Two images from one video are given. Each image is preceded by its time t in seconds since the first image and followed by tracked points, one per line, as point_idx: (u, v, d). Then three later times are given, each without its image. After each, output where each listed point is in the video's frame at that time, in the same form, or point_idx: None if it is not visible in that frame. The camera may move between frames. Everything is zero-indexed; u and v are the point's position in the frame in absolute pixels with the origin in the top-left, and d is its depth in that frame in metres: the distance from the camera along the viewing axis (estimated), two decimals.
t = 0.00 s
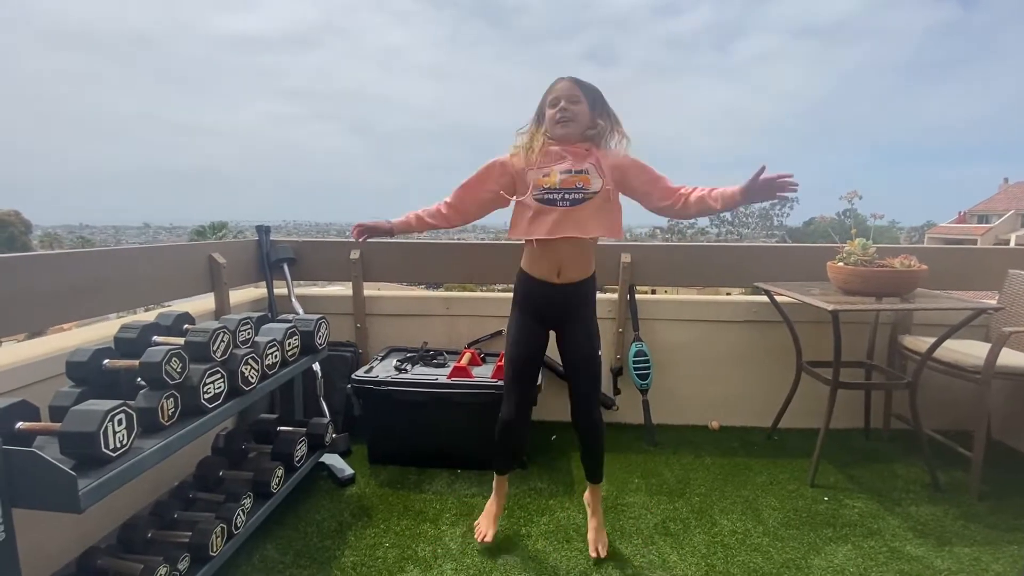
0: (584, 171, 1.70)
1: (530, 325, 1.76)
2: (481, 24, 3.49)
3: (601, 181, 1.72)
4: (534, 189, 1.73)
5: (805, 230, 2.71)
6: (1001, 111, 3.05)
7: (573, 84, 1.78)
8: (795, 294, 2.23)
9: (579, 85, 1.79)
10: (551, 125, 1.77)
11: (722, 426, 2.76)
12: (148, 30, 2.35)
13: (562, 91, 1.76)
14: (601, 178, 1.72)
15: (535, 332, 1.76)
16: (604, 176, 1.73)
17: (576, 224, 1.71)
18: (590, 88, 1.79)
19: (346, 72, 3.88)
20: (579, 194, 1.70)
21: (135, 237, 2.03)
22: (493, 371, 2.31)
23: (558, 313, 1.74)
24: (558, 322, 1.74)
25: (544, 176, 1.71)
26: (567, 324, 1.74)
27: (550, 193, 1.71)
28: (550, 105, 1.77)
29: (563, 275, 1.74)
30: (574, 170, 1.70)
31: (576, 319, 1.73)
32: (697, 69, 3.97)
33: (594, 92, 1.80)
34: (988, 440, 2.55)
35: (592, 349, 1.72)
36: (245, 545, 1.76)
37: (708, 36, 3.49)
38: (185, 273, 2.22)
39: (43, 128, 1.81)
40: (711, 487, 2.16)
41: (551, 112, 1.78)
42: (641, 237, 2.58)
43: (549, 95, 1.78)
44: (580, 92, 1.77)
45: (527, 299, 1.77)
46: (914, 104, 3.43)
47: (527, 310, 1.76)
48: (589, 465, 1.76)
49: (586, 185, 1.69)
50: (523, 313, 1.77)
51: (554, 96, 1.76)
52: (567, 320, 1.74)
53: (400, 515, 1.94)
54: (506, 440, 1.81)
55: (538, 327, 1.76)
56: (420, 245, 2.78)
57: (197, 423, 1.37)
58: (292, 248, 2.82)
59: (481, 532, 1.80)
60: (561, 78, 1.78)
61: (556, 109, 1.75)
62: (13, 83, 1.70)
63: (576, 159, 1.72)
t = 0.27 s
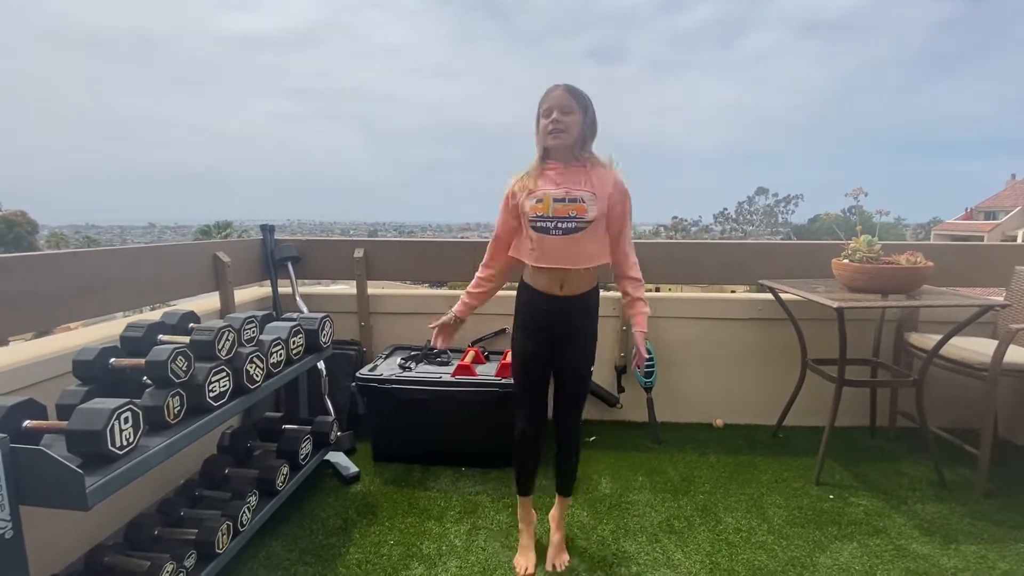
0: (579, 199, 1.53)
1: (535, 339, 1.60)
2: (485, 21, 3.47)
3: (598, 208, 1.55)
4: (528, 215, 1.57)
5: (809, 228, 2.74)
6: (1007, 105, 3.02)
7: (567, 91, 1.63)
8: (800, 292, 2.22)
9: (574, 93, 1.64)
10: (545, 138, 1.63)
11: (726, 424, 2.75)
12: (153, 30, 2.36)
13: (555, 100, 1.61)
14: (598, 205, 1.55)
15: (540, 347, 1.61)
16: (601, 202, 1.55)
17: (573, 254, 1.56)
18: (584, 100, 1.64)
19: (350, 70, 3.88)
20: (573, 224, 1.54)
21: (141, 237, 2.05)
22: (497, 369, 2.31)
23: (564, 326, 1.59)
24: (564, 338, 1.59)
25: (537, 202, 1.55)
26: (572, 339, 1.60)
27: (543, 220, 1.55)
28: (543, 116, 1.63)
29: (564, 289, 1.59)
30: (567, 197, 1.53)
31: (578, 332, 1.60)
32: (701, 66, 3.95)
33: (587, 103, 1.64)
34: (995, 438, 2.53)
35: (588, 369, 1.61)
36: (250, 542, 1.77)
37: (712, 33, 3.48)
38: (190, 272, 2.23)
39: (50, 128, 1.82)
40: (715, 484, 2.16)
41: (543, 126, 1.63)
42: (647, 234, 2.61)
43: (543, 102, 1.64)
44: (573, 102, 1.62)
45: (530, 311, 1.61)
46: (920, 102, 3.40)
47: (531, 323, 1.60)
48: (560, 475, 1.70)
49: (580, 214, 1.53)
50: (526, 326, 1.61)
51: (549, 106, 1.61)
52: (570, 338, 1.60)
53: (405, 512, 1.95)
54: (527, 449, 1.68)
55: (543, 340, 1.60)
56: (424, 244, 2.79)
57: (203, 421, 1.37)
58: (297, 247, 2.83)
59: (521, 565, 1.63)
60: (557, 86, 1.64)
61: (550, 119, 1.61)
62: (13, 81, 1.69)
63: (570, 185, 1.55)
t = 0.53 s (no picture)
0: (579, 220, 1.63)
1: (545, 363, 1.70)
2: (489, 19, 3.46)
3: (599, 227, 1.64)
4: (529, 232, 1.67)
5: (816, 224, 2.74)
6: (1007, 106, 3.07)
7: (570, 128, 1.69)
8: (805, 289, 2.21)
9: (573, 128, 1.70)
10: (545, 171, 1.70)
11: (732, 422, 2.74)
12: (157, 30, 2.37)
13: (560, 136, 1.67)
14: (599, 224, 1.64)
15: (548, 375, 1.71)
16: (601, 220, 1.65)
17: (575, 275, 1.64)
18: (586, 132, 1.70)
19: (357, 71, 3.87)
20: (572, 242, 1.63)
21: (147, 236, 2.06)
22: (502, 367, 2.32)
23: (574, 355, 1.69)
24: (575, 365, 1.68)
25: (539, 221, 1.65)
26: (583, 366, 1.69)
27: (543, 239, 1.65)
28: (547, 149, 1.69)
29: (573, 322, 1.67)
30: (567, 219, 1.63)
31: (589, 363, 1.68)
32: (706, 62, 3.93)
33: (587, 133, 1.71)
34: (1003, 435, 2.52)
35: (605, 391, 1.68)
36: (257, 539, 1.78)
37: (717, 29, 3.45)
38: (196, 270, 2.24)
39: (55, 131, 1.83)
40: (720, 482, 2.16)
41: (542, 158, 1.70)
42: (653, 230, 2.67)
43: (548, 136, 1.70)
44: (576, 135, 1.69)
45: (539, 343, 1.70)
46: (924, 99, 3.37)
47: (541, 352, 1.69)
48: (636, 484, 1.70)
49: (579, 233, 1.63)
50: (535, 353, 1.70)
51: (551, 140, 1.67)
52: (582, 365, 1.69)
53: (410, 509, 1.96)
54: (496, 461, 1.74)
55: (550, 366, 1.71)
56: (428, 242, 2.79)
57: (210, 418, 1.38)
58: (302, 246, 2.84)
59: (452, 546, 1.70)
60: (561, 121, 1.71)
61: (553, 152, 1.67)
62: (12, 83, 1.69)
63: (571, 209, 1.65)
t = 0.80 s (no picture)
0: (581, 163, 1.70)
1: (540, 321, 1.75)
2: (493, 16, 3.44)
3: (599, 176, 1.71)
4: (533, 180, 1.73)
5: (822, 221, 2.71)
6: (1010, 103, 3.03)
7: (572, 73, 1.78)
8: (811, 286, 2.20)
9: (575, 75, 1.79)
10: (547, 116, 1.79)
11: (737, 420, 2.74)
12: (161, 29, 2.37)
13: (560, 80, 1.76)
14: (599, 173, 1.71)
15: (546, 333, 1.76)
16: (602, 169, 1.72)
17: (575, 219, 1.70)
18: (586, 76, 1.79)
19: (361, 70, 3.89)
20: (575, 186, 1.69)
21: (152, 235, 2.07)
22: (506, 365, 2.32)
23: (567, 312, 1.73)
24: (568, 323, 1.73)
25: (542, 168, 1.72)
26: (576, 322, 1.73)
27: (547, 184, 1.71)
28: (548, 95, 1.78)
29: (570, 271, 1.74)
30: (571, 162, 1.70)
31: (581, 318, 1.73)
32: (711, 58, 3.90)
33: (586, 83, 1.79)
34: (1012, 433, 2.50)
35: (602, 349, 1.72)
36: (264, 535, 1.80)
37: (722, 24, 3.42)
38: (201, 269, 2.25)
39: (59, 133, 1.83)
40: (725, 479, 2.15)
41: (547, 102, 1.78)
42: (657, 227, 2.68)
43: (549, 83, 1.78)
44: (578, 83, 1.78)
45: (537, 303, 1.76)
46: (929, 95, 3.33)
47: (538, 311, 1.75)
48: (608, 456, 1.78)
49: (582, 177, 1.69)
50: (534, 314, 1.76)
51: (552, 85, 1.76)
52: (574, 320, 1.73)
53: (416, 506, 1.97)
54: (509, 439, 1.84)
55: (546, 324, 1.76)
56: (432, 240, 2.80)
57: (217, 416, 1.40)
58: (307, 244, 2.85)
59: (482, 536, 1.75)
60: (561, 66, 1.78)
61: (554, 98, 1.76)
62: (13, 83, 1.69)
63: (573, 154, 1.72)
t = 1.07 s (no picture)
0: (583, 208, 1.55)
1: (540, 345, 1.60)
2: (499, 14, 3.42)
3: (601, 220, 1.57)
4: (531, 222, 1.56)
5: (829, 218, 2.72)
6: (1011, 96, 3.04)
7: (579, 93, 1.63)
8: (815, 284, 2.19)
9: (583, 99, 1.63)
10: (552, 137, 1.62)
11: (741, 417, 2.74)
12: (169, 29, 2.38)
13: (570, 102, 1.61)
14: (601, 216, 1.57)
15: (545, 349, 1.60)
16: (603, 211, 1.58)
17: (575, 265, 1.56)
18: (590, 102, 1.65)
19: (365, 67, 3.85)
20: (577, 233, 1.55)
21: (162, 235, 2.10)
22: (509, 364, 2.33)
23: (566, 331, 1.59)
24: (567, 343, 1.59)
25: (541, 209, 1.55)
26: (575, 338, 1.59)
27: (547, 228, 1.55)
28: (556, 117, 1.61)
29: (571, 291, 1.59)
30: (572, 207, 1.54)
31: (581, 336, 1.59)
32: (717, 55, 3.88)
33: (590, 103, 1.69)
34: (1017, 431, 2.49)
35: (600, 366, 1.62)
36: (270, 531, 1.82)
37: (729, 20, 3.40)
38: (207, 269, 2.27)
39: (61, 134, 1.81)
40: (728, 477, 2.16)
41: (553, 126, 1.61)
42: (661, 225, 2.66)
43: (555, 102, 1.62)
44: (586, 105, 1.63)
45: (533, 316, 1.60)
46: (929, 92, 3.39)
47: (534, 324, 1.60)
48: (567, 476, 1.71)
49: (584, 224, 1.54)
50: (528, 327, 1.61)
51: (561, 106, 1.60)
52: (575, 339, 1.59)
53: (420, 504, 1.98)
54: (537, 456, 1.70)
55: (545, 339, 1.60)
56: (436, 239, 2.81)
57: (222, 414, 1.41)
58: (312, 243, 2.87)
59: (527, 556, 1.67)
60: (567, 85, 1.63)
61: (563, 119, 1.60)
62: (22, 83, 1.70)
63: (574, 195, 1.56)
